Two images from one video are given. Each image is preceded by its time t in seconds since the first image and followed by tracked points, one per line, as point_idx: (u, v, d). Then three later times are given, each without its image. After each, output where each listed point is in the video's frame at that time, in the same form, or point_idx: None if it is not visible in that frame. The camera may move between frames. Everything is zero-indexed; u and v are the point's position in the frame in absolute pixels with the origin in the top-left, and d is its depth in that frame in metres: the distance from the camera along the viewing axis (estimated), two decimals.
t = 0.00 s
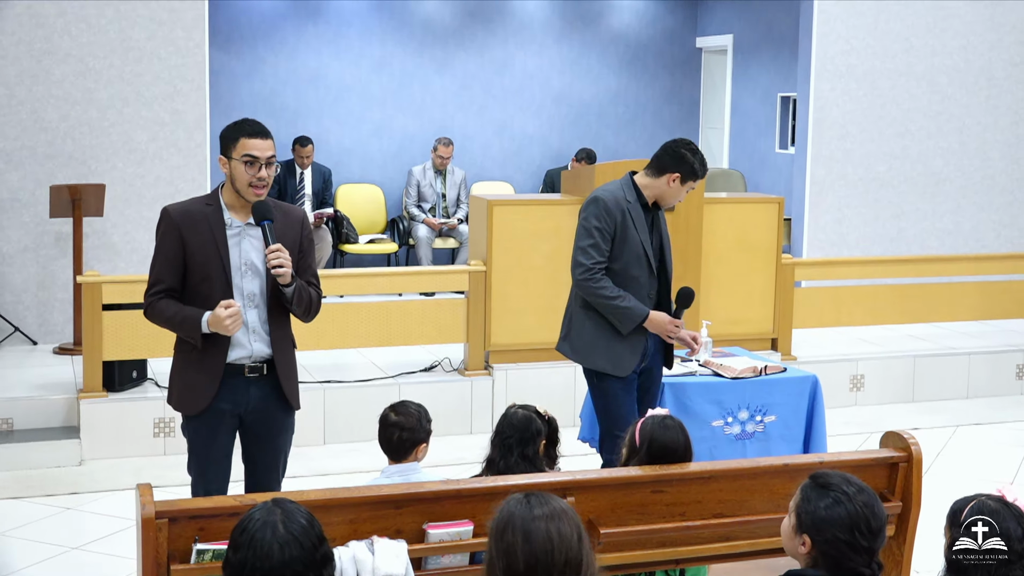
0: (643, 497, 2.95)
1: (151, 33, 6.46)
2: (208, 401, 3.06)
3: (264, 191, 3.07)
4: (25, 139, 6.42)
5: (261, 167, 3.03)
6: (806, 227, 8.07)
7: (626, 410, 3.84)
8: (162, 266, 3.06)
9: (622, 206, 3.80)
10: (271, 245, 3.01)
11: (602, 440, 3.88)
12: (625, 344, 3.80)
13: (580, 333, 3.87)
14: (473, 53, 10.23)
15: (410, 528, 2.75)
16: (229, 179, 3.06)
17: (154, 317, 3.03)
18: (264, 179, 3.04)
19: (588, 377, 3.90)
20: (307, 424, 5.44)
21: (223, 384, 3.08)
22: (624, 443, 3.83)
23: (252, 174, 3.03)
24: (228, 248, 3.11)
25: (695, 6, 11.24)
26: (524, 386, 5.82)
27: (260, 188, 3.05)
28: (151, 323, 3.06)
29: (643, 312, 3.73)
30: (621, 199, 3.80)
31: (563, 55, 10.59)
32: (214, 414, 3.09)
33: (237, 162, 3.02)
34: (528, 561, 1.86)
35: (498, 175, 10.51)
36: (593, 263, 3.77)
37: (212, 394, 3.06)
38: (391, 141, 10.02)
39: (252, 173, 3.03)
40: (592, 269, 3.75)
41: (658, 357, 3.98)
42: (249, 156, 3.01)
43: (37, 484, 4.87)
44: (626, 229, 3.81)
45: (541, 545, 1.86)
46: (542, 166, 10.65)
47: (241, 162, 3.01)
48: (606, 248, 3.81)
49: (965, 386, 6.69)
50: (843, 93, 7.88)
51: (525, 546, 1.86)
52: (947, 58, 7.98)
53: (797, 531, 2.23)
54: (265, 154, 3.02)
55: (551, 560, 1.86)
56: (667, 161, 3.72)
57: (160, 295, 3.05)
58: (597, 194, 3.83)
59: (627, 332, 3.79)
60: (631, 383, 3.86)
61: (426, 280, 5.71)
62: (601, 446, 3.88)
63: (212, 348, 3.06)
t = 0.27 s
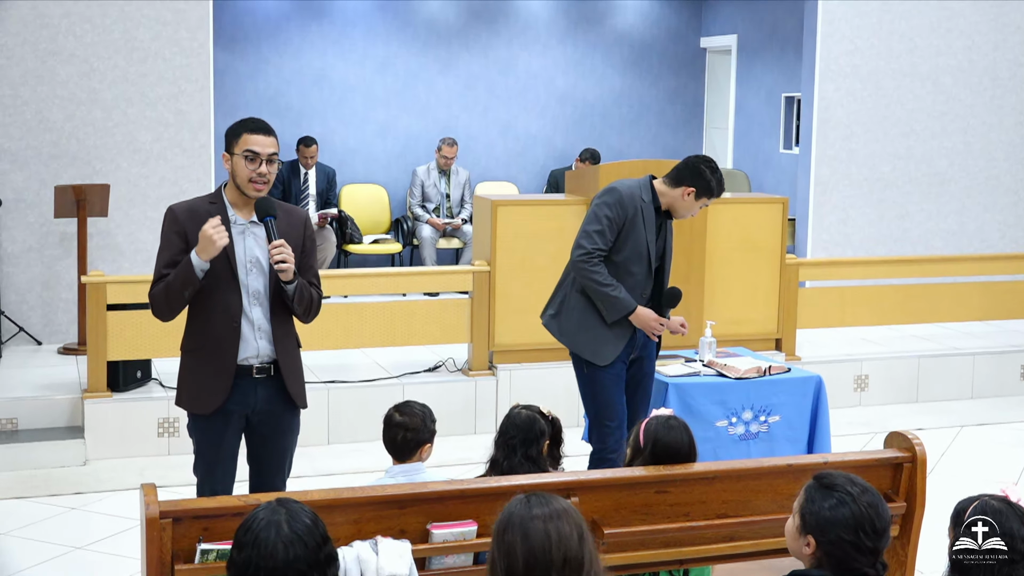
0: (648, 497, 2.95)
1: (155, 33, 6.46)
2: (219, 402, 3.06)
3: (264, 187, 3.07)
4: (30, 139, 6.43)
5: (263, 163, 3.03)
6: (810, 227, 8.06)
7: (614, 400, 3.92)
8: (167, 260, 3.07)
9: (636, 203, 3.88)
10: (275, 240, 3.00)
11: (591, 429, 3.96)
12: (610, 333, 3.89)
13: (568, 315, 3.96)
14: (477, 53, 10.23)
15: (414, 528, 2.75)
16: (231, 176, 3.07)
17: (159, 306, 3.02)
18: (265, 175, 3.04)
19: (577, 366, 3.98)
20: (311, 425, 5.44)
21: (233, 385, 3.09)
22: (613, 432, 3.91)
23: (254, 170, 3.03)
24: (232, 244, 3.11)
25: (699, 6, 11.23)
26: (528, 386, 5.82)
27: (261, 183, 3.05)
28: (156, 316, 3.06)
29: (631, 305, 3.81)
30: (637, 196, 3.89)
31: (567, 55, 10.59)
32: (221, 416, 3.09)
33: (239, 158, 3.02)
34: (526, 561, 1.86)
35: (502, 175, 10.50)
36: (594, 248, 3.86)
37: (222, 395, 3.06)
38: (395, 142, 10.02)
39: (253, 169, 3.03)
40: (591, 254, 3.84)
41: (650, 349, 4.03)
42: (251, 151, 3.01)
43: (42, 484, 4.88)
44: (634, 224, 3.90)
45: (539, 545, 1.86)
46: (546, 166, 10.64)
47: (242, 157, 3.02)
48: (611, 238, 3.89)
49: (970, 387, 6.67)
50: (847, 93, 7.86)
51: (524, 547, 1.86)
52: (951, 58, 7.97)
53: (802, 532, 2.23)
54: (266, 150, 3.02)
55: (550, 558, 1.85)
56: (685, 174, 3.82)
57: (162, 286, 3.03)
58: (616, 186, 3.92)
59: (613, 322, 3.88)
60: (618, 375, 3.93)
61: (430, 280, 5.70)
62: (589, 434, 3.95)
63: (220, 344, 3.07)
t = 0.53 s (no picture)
0: (648, 497, 2.95)
1: (155, 34, 6.46)
2: (220, 404, 3.06)
3: (263, 191, 3.06)
4: (29, 140, 6.43)
5: (262, 167, 3.03)
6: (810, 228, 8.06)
7: (605, 398, 3.92)
8: (169, 269, 3.06)
9: (652, 203, 3.90)
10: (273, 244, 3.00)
11: (578, 423, 3.96)
12: (607, 326, 3.89)
13: (569, 302, 3.96)
14: (477, 54, 10.23)
15: (413, 529, 2.75)
16: (231, 178, 3.07)
17: (162, 317, 3.03)
18: (263, 178, 3.04)
19: (571, 360, 3.98)
20: (311, 426, 5.44)
21: (238, 387, 3.09)
22: (602, 430, 3.91)
23: (252, 173, 3.03)
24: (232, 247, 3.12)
25: (699, 6, 11.24)
26: (528, 387, 5.82)
27: (260, 186, 3.05)
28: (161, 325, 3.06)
29: (633, 300, 3.81)
30: (653, 197, 3.90)
31: (567, 55, 10.59)
32: (222, 418, 3.09)
33: (239, 161, 3.02)
34: (512, 558, 1.86)
35: (502, 176, 10.50)
36: (605, 239, 3.86)
37: (224, 398, 3.06)
38: (395, 142, 10.02)
39: (251, 172, 3.03)
40: (601, 244, 3.84)
41: (643, 348, 4.03)
42: (252, 156, 3.01)
43: (42, 485, 4.88)
44: (646, 222, 3.91)
45: (525, 543, 1.86)
46: (546, 167, 10.65)
47: (242, 160, 3.01)
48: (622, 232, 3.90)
49: (969, 387, 6.68)
50: (847, 93, 7.86)
51: (510, 545, 1.87)
52: (950, 58, 7.98)
53: (801, 532, 2.23)
54: (266, 154, 3.02)
55: (534, 553, 1.86)
56: (693, 191, 3.83)
57: (167, 297, 3.04)
58: (635, 183, 3.93)
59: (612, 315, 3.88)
60: (611, 372, 3.93)
61: (429, 280, 5.72)
62: (576, 428, 3.96)
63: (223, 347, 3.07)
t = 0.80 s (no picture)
0: (648, 498, 2.95)
1: (155, 35, 6.47)
2: (219, 403, 3.06)
3: (263, 194, 3.07)
4: (29, 141, 6.43)
5: (262, 171, 3.03)
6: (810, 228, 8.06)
7: (604, 396, 3.92)
8: (170, 269, 3.08)
9: (659, 204, 3.92)
10: (271, 248, 3.01)
11: (578, 419, 3.96)
12: (609, 321, 3.89)
13: (571, 294, 3.95)
14: (477, 54, 10.24)
15: (414, 529, 2.75)
16: (231, 182, 3.07)
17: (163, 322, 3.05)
18: (263, 182, 3.04)
19: (571, 356, 3.97)
20: (311, 426, 5.44)
21: (230, 386, 3.09)
22: (601, 427, 3.92)
23: (252, 177, 3.03)
24: (233, 249, 3.12)
25: (699, 7, 11.24)
26: (528, 387, 5.82)
27: (259, 190, 3.05)
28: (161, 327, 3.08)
29: (637, 296, 3.81)
30: (661, 198, 3.92)
31: (567, 56, 10.59)
32: (222, 417, 3.09)
33: (239, 164, 3.02)
34: (509, 558, 1.86)
35: (502, 176, 10.50)
36: (611, 235, 3.87)
37: (221, 397, 3.06)
38: (395, 143, 10.02)
39: (251, 176, 3.03)
40: (608, 239, 3.84)
41: (643, 348, 4.03)
42: (253, 160, 3.01)
43: (42, 485, 4.88)
44: (653, 222, 3.92)
45: (522, 544, 1.86)
46: (546, 167, 10.65)
47: (242, 164, 3.02)
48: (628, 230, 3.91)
49: (970, 387, 6.68)
50: (847, 94, 7.86)
51: (508, 546, 1.87)
52: (950, 58, 7.98)
53: (802, 532, 2.23)
54: (266, 157, 3.02)
55: (531, 553, 1.85)
56: (700, 200, 3.85)
57: (168, 303, 3.07)
58: (644, 184, 3.95)
59: (614, 310, 3.88)
60: (610, 371, 3.93)
61: (429, 281, 5.72)
62: (575, 424, 3.96)
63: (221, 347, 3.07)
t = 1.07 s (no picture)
0: (648, 498, 2.95)
1: (155, 35, 6.47)
2: (220, 403, 3.07)
3: (267, 193, 3.07)
4: (29, 141, 6.43)
5: (265, 169, 3.03)
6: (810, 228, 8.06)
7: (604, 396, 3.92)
8: (170, 269, 3.08)
9: (663, 205, 3.92)
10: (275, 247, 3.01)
11: (579, 418, 3.96)
12: (612, 322, 3.89)
13: (575, 295, 3.94)
14: (477, 55, 10.24)
15: (414, 529, 2.75)
16: (234, 182, 3.06)
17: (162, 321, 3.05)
18: (267, 181, 3.04)
19: (573, 355, 3.97)
20: (311, 426, 5.45)
21: (231, 387, 3.09)
22: (602, 427, 3.92)
23: (256, 177, 3.03)
24: (234, 249, 3.12)
25: (699, 7, 11.24)
26: (528, 387, 5.82)
27: (264, 189, 3.05)
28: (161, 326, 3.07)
29: (641, 298, 3.82)
30: (665, 200, 3.92)
31: (567, 56, 10.59)
32: (223, 417, 3.09)
33: (241, 164, 3.02)
34: (507, 559, 1.86)
35: (502, 176, 10.50)
36: (616, 236, 3.86)
37: (223, 397, 3.07)
38: (395, 143, 10.02)
39: (255, 175, 3.03)
40: (613, 240, 3.84)
41: (644, 349, 4.03)
42: (256, 159, 3.01)
43: (42, 485, 4.88)
44: (656, 223, 3.92)
45: (520, 545, 1.86)
46: (546, 167, 10.65)
47: (245, 164, 3.02)
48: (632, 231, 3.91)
49: (970, 387, 6.68)
50: (847, 94, 7.86)
51: (505, 547, 1.87)
52: (950, 59, 7.98)
53: (802, 532, 2.23)
54: (268, 155, 3.02)
55: (529, 553, 1.85)
56: (702, 201, 3.86)
57: (168, 301, 3.06)
58: (648, 185, 3.95)
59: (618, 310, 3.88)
60: (610, 370, 3.92)
61: (428, 281, 5.72)
62: (575, 423, 3.96)
63: (223, 348, 3.08)
